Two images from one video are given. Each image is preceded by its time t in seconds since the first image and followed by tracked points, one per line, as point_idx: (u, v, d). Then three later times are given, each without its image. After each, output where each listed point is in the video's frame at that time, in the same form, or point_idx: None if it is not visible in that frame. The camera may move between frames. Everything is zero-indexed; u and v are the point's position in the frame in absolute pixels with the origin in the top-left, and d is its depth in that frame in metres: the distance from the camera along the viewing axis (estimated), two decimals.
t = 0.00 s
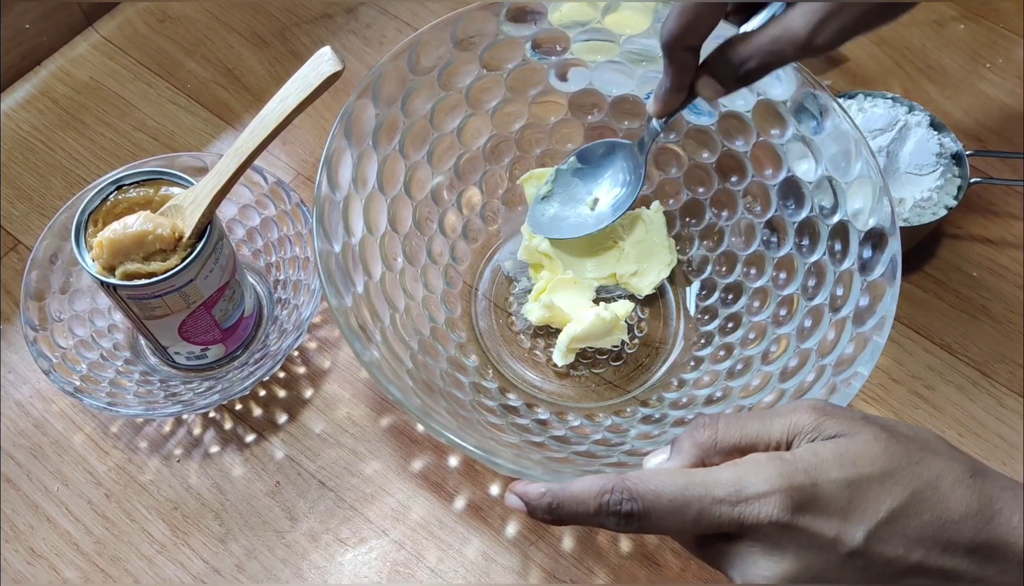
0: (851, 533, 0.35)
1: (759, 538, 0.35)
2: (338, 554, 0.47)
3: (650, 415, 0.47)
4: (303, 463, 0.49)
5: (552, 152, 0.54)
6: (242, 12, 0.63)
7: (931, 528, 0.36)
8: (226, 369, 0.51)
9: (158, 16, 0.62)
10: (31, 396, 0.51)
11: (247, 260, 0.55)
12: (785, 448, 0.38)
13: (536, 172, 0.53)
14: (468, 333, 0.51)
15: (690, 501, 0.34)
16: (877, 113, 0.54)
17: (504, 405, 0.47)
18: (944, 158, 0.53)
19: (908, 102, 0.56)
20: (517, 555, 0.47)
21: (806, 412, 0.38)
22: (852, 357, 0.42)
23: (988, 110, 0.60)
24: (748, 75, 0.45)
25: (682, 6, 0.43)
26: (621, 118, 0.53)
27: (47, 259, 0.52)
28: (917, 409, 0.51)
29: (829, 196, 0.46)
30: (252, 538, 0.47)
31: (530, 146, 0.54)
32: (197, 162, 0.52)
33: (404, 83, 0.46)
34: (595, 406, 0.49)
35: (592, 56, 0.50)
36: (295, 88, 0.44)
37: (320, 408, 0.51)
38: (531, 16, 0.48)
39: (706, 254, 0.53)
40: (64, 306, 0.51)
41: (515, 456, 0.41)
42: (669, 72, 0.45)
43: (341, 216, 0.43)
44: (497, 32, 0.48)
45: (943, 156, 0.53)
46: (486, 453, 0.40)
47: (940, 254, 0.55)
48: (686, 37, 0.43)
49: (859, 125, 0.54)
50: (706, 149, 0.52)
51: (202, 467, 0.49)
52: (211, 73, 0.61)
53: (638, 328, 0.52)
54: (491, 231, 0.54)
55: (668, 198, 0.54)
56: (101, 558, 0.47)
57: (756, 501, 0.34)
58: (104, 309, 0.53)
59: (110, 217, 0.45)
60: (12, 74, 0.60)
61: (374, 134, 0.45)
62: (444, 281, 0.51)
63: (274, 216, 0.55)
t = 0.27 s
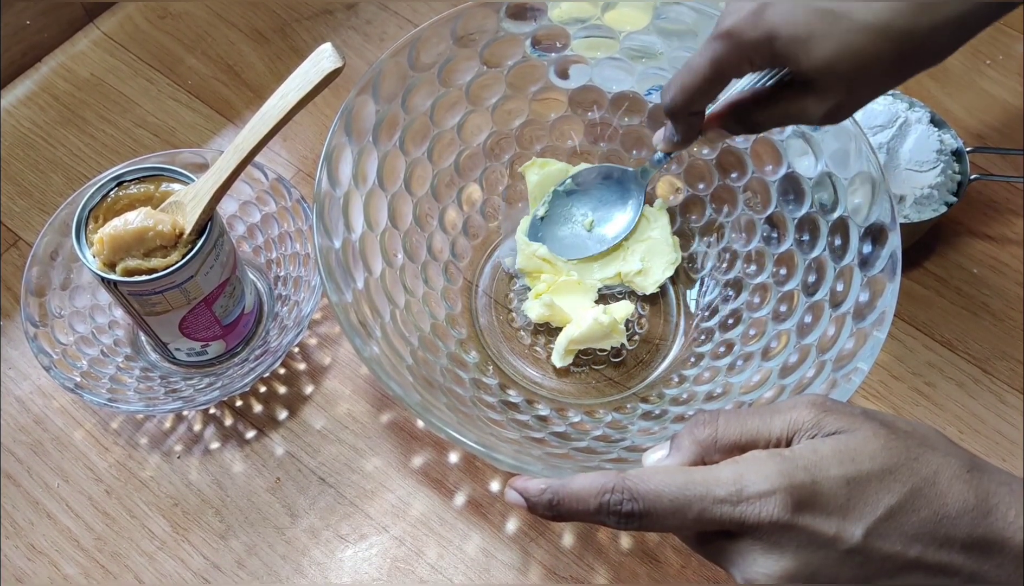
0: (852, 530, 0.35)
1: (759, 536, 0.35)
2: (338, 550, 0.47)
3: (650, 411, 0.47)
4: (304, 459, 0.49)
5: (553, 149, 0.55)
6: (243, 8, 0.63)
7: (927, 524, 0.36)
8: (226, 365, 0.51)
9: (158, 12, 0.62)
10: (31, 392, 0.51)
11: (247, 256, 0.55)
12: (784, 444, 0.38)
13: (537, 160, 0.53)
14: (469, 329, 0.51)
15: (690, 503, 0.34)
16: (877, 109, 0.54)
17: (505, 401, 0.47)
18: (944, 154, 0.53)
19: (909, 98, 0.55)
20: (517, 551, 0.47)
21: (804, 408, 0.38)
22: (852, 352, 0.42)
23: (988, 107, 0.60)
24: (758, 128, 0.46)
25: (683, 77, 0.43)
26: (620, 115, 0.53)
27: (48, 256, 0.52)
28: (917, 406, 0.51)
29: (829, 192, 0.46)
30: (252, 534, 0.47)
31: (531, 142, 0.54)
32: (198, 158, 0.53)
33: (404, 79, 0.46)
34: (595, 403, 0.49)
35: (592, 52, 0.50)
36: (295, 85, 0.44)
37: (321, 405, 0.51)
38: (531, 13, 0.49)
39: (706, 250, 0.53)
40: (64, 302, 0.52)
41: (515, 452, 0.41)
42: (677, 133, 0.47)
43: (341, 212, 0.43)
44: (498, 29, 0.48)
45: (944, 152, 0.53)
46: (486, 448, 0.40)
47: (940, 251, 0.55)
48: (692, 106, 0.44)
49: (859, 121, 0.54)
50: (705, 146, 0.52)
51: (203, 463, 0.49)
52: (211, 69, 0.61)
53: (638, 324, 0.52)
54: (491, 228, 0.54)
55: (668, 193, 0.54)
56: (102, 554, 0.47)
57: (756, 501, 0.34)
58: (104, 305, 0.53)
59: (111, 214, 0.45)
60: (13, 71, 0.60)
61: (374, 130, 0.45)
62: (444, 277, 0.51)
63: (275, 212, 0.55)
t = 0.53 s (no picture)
0: (847, 532, 0.35)
1: (754, 535, 0.35)
2: (339, 548, 0.47)
3: (650, 409, 0.47)
4: (304, 456, 0.49)
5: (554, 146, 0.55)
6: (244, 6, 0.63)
7: (925, 527, 0.36)
8: (226, 363, 0.51)
9: (159, 10, 0.62)
10: (31, 390, 0.51)
11: (248, 254, 0.55)
12: (779, 445, 0.38)
13: (557, 144, 0.53)
14: (470, 326, 0.51)
15: (685, 500, 0.34)
16: (877, 108, 0.54)
17: (505, 398, 0.47)
18: (945, 152, 0.53)
19: (909, 96, 0.56)
20: (517, 548, 0.47)
21: (802, 410, 0.38)
22: (853, 358, 0.43)
23: (989, 104, 0.60)
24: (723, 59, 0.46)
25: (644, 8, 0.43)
26: (629, 113, 0.53)
27: (48, 253, 0.52)
28: (916, 403, 0.51)
29: (835, 194, 0.46)
30: (252, 532, 0.47)
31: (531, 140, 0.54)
32: (198, 155, 0.53)
33: (412, 74, 0.46)
34: (596, 401, 0.49)
35: (602, 51, 0.50)
36: (297, 82, 0.44)
37: (321, 402, 0.51)
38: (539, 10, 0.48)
39: (710, 251, 0.53)
40: (65, 300, 0.52)
41: (515, 449, 0.41)
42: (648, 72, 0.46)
43: (347, 204, 0.43)
44: (507, 26, 0.48)
45: (945, 150, 0.53)
46: (485, 445, 0.40)
47: (940, 248, 0.55)
48: (655, 35, 0.44)
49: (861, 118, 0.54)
50: (711, 145, 0.52)
51: (203, 460, 0.49)
52: (212, 66, 0.61)
53: (640, 323, 0.52)
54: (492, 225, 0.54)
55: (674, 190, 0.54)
56: (102, 552, 0.47)
57: (750, 499, 0.34)
58: (104, 303, 0.53)
59: (112, 211, 0.45)
60: (13, 68, 0.60)
61: (382, 123, 0.46)
62: (446, 274, 0.51)
63: (275, 210, 0.55)
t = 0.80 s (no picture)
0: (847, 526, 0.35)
1: (752, 528, 0.35)
2: (339, 546, 0.47)
3: (651, 409, 0.47)
4: (304, 455, 0.49)
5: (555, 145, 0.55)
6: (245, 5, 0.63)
7: (925, 523, 0.36)
8: (227, 361, 0.51)
9: (161, 9, 0.62)
10: (32, 388, 0.51)
11: (248, 252, 0.55)
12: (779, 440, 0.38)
13: (555, 146, 0.53)
14: (471, 324, 0.51)
15: (683, 489, 0.34)
16: (877, 107, 0.54)
17: (506, 396, 0.47)
18: (945, 151, 0.53)
19: (908, 95, 0.56)
20: (517, 547, 0.47)
21: (801, 406, 0.38)
22: (853, 354, 0.43)
23: (989, 104, 0.60)
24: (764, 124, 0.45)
25: (689, 51, 0.45)
26: (629, 113, 0.53)
27: (49, 252, 0.52)
28: (917, 403, 0.51)
29: (835, 193, 0.46)
30: (253, 530, 0.47)
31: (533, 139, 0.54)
32: (200, 154, 0.53)
33: (412, 74, 0.46)
34: (596, 400, 0.49)
35: (602, 51, 0.50)
36: (298, 81, 0.44)
37: (322, 400, 0.51)
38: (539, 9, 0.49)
39: (711, 250, 0.53)
40: (66, 298, 0.52)
41: (516, 447, 0.41)
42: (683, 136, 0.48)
43: (347, 204, 0.43)
44: (507, 25, 0.48)
45: (944, 149, 0.53)
46: (485, 442, 0.40)
47: (941, 247, 0.55)
48: (697, 86, 0.46)
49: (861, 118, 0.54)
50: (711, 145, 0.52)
51: (204, 458, 0.49)
52: (213, 65, 0.61)
53: (641, 322, 0.52)
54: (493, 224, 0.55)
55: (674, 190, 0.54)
56: (102, 550, 0.47)
57: (749, 490, 0.34)
58: (105, 301, 0.53)
59: (113, 209, 0.45)
60: (15, 67, 0.60)
61: (381, 123, 0.46)
62: (447, 272, 0.51)
63: (277, 209, 0.55)
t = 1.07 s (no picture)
0: (847, 528, 0.35)
1: (754, 530, 0.35)
2: (340, 546, 0.47)
3: (652, 409, 0.48)
4: (306, 455, 0.49)
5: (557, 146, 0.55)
6: (247, 7, 0.63)
7: (925, 523, 0.36)
8: (229, 362, 0.51)
9: (163, 11, 0.62)
10: (35, 388, 0.51)
11: (251, 253, 0.55)
12: (779, 441, 0.38)
13: (557, 147, 0.53)
14: (472, 324, 0.51)
15: (685, 491, 0.34)
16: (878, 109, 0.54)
17: (507, 397, 0.47)
18: (946, 152, 0.53)
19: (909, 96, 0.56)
20: (518, 547, 0.47)
21: (800, 408, 0.38)
22: (854, 355, 0.43)
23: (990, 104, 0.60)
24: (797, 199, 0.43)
25: (724, 148, 0.40)
26: (630, 115, 0.53)
27: (52, 252, 0.52)
28: (918, 403, 0.51)
29: (835, 195, 0.46)
30: (254, 530, 0.47)
31: (534, 140, 0.54)
32: (202, 155, 0.53)
33: (414, 75, 0.47)
34: (596, 400, 0.49)
35: (604, 52, 0.50)
36: (300, 82, 0.45)
37: (323, 401, 0.51)
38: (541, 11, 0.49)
39: (711, 250, 0.53)
40: (69, 298, 0.52)
41: (517, 447, 0.41)
42: (715, 207, 0.45)
43: (349, 205, 0.43)
44: (508, 26, 0.48)
45: (945, 150, 0.53)
46: (486, 443, 0.40)
47: (942, 247, 0.55)
48: (732, 179, 0.42)
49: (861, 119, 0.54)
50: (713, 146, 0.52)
51: (205, 459, 0.49)
52: (215, 67, 0.61)
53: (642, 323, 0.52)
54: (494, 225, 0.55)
55: (676, 192, 0.54)
56: (104, 550, 0.47)
57: (751, 493, 0.35)
58: (108, 301, 0.53)
59: (116, 210, 0.45)
60: (18, 68, 0.60)
61: (383, 124, 0.46)
62: (448, 273, 0.51)
63: (278, 209, 0.56)
